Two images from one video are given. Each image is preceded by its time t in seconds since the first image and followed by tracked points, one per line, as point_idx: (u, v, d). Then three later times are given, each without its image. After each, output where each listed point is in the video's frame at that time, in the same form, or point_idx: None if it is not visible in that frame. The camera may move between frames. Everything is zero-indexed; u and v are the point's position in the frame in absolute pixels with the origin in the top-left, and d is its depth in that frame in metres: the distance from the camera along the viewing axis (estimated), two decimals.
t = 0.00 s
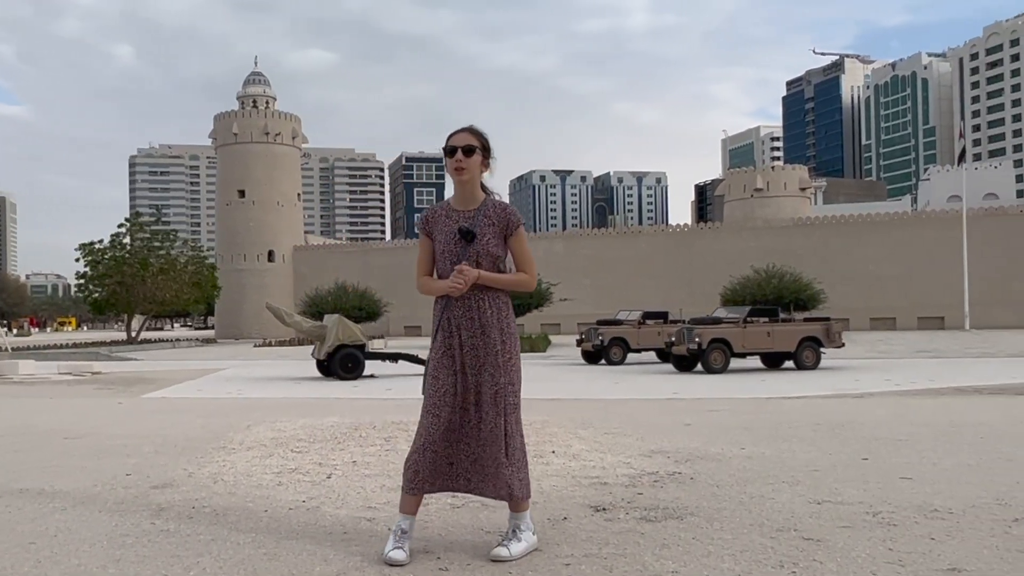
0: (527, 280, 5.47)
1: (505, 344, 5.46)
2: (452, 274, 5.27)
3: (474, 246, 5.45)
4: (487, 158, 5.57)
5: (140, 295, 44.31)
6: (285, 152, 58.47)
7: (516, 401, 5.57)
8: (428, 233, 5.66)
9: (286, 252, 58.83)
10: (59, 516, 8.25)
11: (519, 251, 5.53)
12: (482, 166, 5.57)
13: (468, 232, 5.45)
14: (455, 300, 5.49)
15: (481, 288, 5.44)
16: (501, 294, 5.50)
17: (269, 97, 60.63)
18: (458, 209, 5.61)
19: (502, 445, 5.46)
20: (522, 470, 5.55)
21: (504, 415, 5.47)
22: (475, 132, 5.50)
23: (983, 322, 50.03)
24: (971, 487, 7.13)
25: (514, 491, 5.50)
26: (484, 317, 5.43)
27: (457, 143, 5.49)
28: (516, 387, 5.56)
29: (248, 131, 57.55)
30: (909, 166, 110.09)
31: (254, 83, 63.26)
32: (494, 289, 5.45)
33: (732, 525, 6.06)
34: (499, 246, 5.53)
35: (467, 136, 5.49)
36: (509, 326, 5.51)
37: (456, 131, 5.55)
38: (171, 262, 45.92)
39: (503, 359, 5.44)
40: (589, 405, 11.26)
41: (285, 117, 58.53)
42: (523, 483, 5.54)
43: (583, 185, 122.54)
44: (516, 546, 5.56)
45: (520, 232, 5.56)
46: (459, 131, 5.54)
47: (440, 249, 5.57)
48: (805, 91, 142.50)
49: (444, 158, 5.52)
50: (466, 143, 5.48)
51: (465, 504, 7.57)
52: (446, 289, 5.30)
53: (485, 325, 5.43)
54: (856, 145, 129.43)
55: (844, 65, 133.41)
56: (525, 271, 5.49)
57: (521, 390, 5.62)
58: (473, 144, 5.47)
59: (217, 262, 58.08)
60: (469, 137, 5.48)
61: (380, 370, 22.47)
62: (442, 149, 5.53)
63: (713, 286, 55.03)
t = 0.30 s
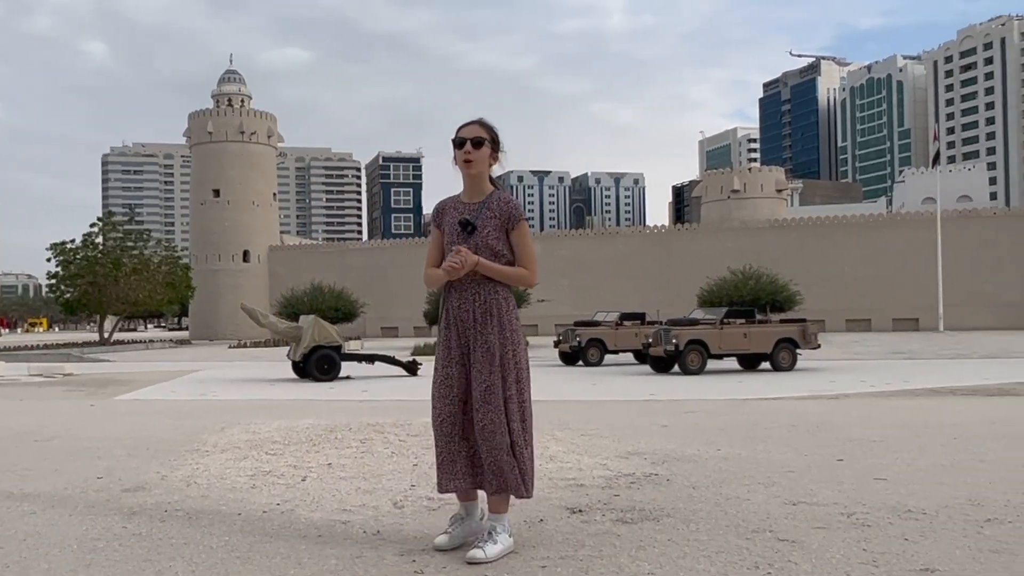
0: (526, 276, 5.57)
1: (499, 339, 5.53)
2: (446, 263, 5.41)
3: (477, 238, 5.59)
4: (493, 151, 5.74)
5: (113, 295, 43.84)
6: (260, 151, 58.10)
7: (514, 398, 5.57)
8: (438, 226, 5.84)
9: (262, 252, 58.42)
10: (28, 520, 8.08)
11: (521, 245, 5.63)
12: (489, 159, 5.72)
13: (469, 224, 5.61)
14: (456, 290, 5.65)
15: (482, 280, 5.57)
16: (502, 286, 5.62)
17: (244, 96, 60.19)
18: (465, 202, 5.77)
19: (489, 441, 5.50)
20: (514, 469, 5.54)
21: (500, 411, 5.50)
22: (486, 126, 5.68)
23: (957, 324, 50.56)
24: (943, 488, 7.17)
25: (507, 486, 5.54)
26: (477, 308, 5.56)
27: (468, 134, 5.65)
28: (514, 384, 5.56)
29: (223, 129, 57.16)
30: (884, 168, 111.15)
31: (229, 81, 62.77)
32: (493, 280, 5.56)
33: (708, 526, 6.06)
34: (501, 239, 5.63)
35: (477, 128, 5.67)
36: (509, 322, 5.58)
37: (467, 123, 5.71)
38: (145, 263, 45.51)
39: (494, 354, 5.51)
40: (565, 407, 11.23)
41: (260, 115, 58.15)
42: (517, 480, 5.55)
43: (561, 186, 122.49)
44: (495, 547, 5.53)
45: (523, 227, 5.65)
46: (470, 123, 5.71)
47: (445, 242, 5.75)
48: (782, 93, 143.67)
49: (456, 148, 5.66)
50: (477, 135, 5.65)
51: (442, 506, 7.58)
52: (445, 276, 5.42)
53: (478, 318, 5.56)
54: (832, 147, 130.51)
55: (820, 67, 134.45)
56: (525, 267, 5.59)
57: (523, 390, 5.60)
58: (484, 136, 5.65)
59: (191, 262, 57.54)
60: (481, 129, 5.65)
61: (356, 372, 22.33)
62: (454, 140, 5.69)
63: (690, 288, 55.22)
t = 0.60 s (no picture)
0: (518, 276, 5.52)
1: (483, 337, 5.48)
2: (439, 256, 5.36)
3: (469, 235, 5.54)
4: (491, 153, 5.72)
5: (85, 296, 43.32)
6: (236, 150, 57.64)
7: (501, 396, 5.51)
8: (430, 223, 5.79)
9: (237, 253, 57.97)
10: None
11: (513, 245, 5.59)
12: (486, 160, 5.70)
13: (462, 221, 5.57)
14: (445, 288, 5.60)
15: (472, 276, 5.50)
16: (490, 283, 5.55)
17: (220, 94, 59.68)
18: (460, 200, 5.72)
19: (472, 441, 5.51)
20: (499, 466, 5.53)
21: (484, 409, 5.47)
22: (484, 127, 5.66)
23: (932, 325, 51.08)
24: (918, 488, 7.21)
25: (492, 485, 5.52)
26: (462, 308, 5.52)
27: (468, 134, 5.63)
28: (500, 382, 5.49)
29: (198, 128, 56.68)
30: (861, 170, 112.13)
31: (204, 79, 62.20)
32: (485, 278, 5.51)
33: (684, 528, 6.05)
34: (491, 239, 5.60)
35: (476, 129, 5.65)
36: (494, 320, 5.51)
37: (466, 123, 5.69)
38: (118, 263, 45.01)
39: (475, 353, 5.48)
40: (543, 408, 11.20)
41: (235, 113, 57.68)
42: (502, 476, 5.55)
43: (540, 186, 122.45)
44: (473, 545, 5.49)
45: (515, 229, 5.63)
46: (469, 124, 5.69)
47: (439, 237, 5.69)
48: (759, 94, 144.49)
49: (454, 147, 5.64)
50: (477, 135, 5.63)
51: (420, 509, 7.54)
52: (438, 269, 5.37)
53: (463, 317, 5.52)
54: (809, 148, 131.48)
55: (797, 68, 135.34)
56: (516, 267, 5.55)
57: (514, 385, 5.53)
58: (483, 137, 5.63)
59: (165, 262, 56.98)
60: (480, 129, 5.64)
61: (333, 374, 22.18)
62: (452, 140, 5.66)
63: (669, 289, 55.42)
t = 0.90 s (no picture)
0: (512, 277, 5.50)
1: (476, 338, 5.43)
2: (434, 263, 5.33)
3: (463, 239, 5.51)
4: (482, 155, 5.67)
5: (57, 296, 42.85)
6: (211, 148, 57.18)
7: (487, 399, 5.48)
8: (424, 227, 5.74)
9: (212, 252, 57.50)
10: None
11: (507, 246, 5.57)
12: (477, 163, 5.65)
13: (455, 224, 5.53)
14: (438, 291, 5.56)
15: (464, 278, 5.46)
16: (485, 284, 5.51)
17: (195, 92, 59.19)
18: (452, 203, 5.68)
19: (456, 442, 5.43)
20: (481, 469, 5.47)
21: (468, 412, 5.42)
22: (475, 130, 5.60)
23: (908, 326, 51.54)
24: (894, 488, 7.24)
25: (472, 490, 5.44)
26: (456, 310, 5.47)
27: (459, 138, 5.57)
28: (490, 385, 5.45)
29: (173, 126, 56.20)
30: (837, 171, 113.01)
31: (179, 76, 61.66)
32: (480, 282, 5.48)
33: (662, 529, 6.02)
34: (485, 240, 5.57)
35: (466, 133, 5.59)
36: (487, 322, 5.48)
37: (456, 127, 5.63)
38: (91, 263, 44.59)
39: (469, 355, 5.42)
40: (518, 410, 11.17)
41: (211, 112, 57.22)
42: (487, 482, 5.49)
43: (518, 186, 122.47)
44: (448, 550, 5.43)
45: (508, 229, 5.61)
46: (460, 127, 5.63)
47: (432, 242, 5.64)
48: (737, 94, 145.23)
49: (445, 152, 5.58)
50: (468, 139, 5.58)
51: (396, 511, 7.48)
52: (434, 276, 5.34)
53: (457, 319, 5.46)
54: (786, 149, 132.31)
55: (774, 70, 136.18)
56: (511, 268, 5.52)
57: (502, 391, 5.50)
58: (474, 141, 5.58)
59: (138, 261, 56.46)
60: (471, 133, 5.58)
61: (309, 376, 22.05)
62: (442, 144, 5.60)
63: (647, 290, 55.56)
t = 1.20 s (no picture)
0: (510, 276, 5.49)
1: (477, 340, 5.40)
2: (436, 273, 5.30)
3: (460, 242, 5.48)
4: (471, 157, 5.63)
5: (28, 296, 42.25)
6: (185, 146, 56.66)
7: (480, 402, 5.44)
8: (417, 232, 5.69)
9: (187, 252, 57.00)
10: None
11: (504, 247, 5.55)
12: (467, 165, 5.60)
13: (451, 228, 5.50)
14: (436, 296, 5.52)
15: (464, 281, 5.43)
16: (484, 287, 5.49)
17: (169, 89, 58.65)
18: (445, 206, 5.63)
19: (445, 442, 5.34)
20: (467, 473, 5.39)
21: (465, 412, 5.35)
22: (464, 134, 5.55)
23: (884, 326, 51.99)
24: (868, 488, 7.27)
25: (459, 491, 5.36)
26: (458, 311, 5.42)
27: (447, 142, 5.51)
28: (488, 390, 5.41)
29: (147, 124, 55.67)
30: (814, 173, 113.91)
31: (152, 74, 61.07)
32: (480, 284, 5.45)
33: (639, 529, 6.00)
34: (482, 242, 5.54)
35: (456, 135, 5.53)
36: (489, 325, 5.45)
37: (443, 130, 5.57)
38: (63, 262, 44.08)
39: (468, 356, 5.37)
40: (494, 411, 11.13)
41: (186, 110, 56.73)
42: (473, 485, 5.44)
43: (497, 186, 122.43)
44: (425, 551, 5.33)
45: (504, 229, 5.58)
46: (446, 131, 5.57)
47: (427, 247, 5.60)
48: (715, 96, 145.89)
49: (435, 156, 5.52)
50: (457, 143, 5.52)
51: (373, 513, 7.41)
52: (437, 287, 5.31)
53: (458, 320, 5.41)
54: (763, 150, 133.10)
55: (752, 71, 136.96)
56: (508, 267, 5.51)
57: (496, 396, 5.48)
58: (464, 144, 5.52)
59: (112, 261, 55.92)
60: (460, 136, 5.52)
61: (285, 377, 21.90)
62: (431, 149, 5.54)
63: (625, 291, 55.63)
